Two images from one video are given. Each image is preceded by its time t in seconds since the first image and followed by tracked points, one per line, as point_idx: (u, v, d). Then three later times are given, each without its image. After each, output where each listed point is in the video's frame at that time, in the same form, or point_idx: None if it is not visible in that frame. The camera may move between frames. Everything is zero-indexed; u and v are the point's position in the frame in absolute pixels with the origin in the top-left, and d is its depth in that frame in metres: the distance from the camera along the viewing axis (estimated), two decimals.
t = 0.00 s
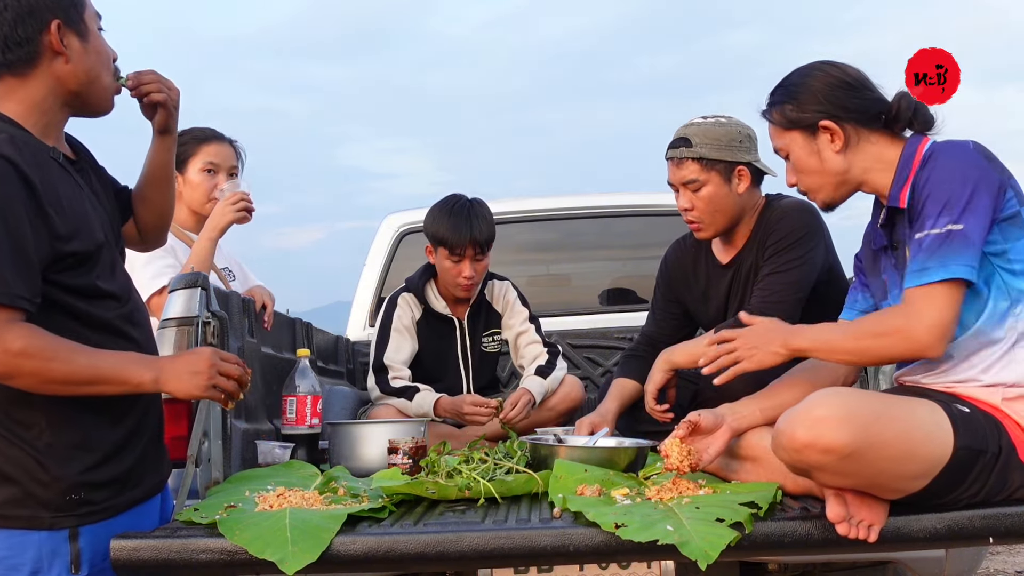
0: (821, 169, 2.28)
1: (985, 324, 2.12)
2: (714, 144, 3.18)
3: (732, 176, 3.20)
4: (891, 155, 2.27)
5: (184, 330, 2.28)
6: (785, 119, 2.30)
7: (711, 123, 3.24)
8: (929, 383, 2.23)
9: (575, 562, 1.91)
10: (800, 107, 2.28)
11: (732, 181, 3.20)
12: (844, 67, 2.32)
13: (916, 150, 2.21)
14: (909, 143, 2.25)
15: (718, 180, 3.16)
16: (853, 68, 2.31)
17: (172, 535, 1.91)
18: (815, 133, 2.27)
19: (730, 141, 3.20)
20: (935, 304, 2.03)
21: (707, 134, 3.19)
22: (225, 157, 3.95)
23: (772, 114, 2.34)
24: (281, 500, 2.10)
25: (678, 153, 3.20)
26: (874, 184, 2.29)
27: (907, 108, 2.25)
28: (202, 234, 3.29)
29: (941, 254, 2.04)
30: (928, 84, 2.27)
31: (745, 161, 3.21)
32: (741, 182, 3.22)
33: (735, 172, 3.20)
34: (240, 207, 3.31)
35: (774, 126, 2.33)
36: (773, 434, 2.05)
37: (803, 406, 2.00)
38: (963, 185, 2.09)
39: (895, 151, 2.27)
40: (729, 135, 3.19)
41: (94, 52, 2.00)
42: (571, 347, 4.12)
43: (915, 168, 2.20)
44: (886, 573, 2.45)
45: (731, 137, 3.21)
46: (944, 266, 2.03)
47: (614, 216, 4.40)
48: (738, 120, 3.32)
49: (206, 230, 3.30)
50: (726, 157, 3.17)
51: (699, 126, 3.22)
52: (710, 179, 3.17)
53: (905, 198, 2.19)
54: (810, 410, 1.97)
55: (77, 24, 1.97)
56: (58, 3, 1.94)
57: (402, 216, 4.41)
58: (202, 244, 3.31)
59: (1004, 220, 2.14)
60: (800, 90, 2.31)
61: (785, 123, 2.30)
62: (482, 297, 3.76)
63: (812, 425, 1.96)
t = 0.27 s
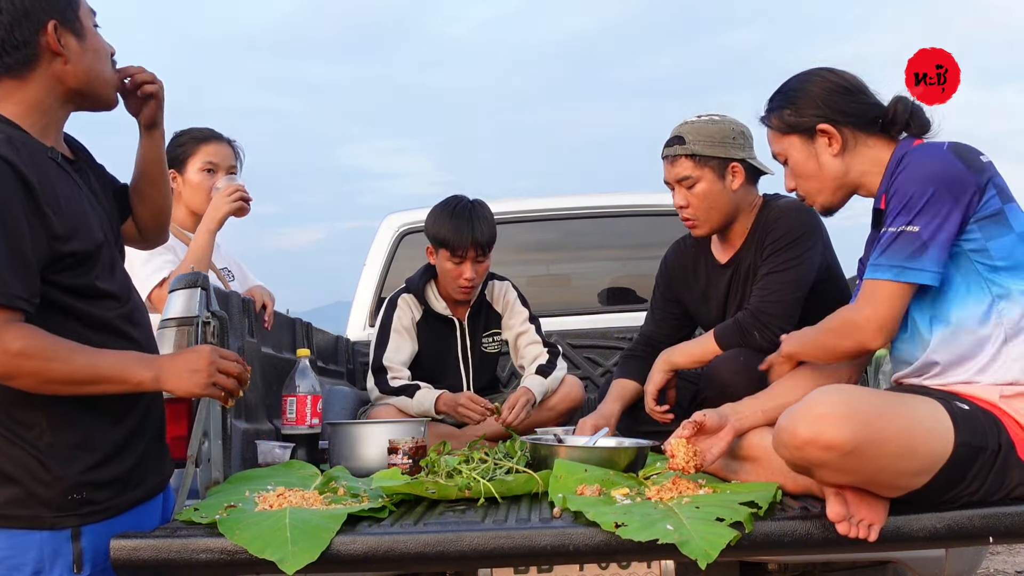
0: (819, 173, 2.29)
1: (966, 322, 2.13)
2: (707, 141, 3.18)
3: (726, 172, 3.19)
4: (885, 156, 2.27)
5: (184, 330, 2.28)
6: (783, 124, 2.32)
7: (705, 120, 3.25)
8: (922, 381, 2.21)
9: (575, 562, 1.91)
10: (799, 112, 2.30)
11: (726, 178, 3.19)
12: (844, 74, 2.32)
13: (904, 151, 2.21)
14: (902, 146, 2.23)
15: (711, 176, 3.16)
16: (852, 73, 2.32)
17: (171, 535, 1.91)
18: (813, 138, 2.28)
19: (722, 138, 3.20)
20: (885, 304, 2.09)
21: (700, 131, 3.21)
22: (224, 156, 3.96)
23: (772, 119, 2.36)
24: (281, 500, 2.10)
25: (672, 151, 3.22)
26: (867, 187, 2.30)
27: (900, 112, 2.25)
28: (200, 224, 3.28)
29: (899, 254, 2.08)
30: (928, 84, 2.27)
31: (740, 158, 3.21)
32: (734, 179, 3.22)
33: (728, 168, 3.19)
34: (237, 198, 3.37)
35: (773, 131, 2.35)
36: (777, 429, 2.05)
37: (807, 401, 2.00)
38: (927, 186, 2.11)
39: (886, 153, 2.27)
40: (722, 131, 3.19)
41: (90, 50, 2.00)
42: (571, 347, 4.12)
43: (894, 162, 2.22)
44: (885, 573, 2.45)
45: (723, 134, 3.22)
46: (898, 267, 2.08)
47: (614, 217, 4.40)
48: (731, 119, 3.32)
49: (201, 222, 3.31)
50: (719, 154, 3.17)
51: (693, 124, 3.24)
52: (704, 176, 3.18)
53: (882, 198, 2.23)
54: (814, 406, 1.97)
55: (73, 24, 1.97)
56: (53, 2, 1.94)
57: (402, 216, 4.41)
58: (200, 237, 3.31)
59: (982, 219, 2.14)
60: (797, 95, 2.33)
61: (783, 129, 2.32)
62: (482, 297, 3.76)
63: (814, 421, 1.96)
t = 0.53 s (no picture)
0: (826, 170, 2.28)
1: (968, 323, 2.13)
2: (702, 142, 3.19)
3: (722, 172, 3.19)
4: (884, 156, 2.28)
5: (184, 330, 2.28)
6: (790, 121, 2.31)
7: (701, 121, 3.25)
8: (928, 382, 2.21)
9: (575, 562, 1.90)
10: (806, 109, 2.29)
11: (722, 177, 3.19)
12: (851, 76, 2.33)
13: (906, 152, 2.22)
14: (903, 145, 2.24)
15: (709, 176, 3.17)
16: (860, 78, 2.33)
17: (171, 535, 1.91)
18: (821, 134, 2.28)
19: (717, 137, 3.21)
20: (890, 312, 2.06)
21: (695, 132, 3.21)
22: (223, 157, 3.94)
23: (777, 116, 2.35)
24: (281, 500, 2.10)
25: (668, 152, 3.23)
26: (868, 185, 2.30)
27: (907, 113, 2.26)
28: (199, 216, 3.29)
29: (912, 256, 2.06)
30: (928, 84, 2.26)
31: (736, 158, 3.20)
32: (731, 178, 3.21)
33: (725, 167, 3.19)
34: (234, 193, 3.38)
35: (781, 127, 2.34)
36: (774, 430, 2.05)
37: (803, 403, 2.00)
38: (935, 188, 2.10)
39: (888, 153, 2.28)
40: (716, 132, 3.20)
41: (83, 49, 1.99)
42: (571, 347, 4.12)
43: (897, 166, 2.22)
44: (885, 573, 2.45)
45: (718, 133, 3.22)
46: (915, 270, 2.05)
47: (614, 216, 4.40)
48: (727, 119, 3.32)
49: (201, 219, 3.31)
50: (715, 154, 3.17)
51: (688, 125, 3.25)
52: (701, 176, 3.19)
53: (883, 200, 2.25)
54: (811, 407, 1.98)
55: (64, 23, 1.96)
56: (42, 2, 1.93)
57: (402, 216, 4.41)
58: (200, 233, 3.32)
59: (983, 219, 2.13)
60: (806, 91, 2.32)
61: (790, 125, 2.31)
62: (481, 299, 3.77)
63: (813, 422, 1.96)
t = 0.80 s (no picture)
0: (827, 164, 2.26)
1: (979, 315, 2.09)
2: (706, 142, 3.19)
3: (727, 174, 3.20)
4: (889, 157, 2.28)
5: (184, 330, 2.28)
6: (792, 117, 2.30)
7: (704, 121, 3.26)
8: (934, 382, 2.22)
9: (575, 562, 1.90)
10: (810, 105, 2.29)
11: (726, 179, 3.19)
12: (851, 78, 2.34)
13: (912, 153, 2.23)
14: (907, 145, 2.26)
15: (713, 177, 3.17)
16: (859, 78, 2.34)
17: (172, 535, 1.91)
18: (823, 128, 2.27)
19: (722, 138, 3.21)
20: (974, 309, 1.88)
21: (698, 133, 3.21)
22: (219, 155, 3.95)
23: (778, 112, 2.33)
24: (281, 500, 2.10)
25: (672, 154, 3.22)
26: (869, 184, 2.30)
27: (903, 112, 2.27)
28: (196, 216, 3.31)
29: (988, 234, 1.94)
30: (928, 84, 2.25)
31: (740, 159, 3.22)
32: (734, 180, 3.22)
33: (729, 169, 3.20)
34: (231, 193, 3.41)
35: (781, 123, 2.32)
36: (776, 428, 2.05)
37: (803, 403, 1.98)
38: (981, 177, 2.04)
39: (889, 152, 2.28)
40: (720, 133, 3.20)
41: (66, 48, 1.97)
42: (571, 347, 4.11)
43: (926, 168, 2.18)
44: (886, 573, 2.45)
45: (723, 135, 3.22)
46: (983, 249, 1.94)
47: (614, 216, 4.40)
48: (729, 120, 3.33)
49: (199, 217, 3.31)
50: (721, 156, 3.18)
51: (690, 126, 3.25)
52: (705, 178, 3.18)
53: (900, 195, 2.23)
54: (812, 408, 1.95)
55: (47, 24, 1.95)
56: (26, 4, 1.94)
57: (402, 216, 4.42)
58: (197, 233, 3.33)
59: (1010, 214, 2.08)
60: (808, 88, 2.32)
61: (792, 121, 2.30)
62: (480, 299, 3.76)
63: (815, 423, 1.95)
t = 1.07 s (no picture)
0: (832, 159, 2.26)
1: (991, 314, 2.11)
2: (712, 142, 3.19)
3: (732, 174, 3.21)
4: (896, 156, 2.27)
5: (184, 330, 2.29)
6: (796, 111, 2.29)
7: (710, 121, 3.25)
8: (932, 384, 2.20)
9: (575, 562, 1.90)
10: (813, 99, 2.28)
11: (732, 180, 3.20)
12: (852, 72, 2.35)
13: (923, 149, 2.22)
14: (916, 142, 2.25)
15: (718, 177, 3.17)
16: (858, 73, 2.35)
17: (172, 535, 1.91)
18: (829, 123, 2.27)
19: (728, 139, 3.21)
20: None
21: (705, 132, 3.20)
22: (219, 155, 3.95)
23: (781, 107, 2.33)
24: (281, 500, 2.10)
25: (677, 152, 3.20)
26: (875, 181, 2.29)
27: (908, 107, 2.25)
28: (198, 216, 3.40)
29: None
30: (928, 84, 2.27)
31: (746, 160, 3.23)
32: (740, 180, 3.23)
33: (735, 169, 3.21)
34: (231, 193, 3.53)
35: (785, 117, 2.31)
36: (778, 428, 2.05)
37: (807, 403, 1.99)
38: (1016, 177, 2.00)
39: (894, 148, 2.28)
40: (727, 133, 3.20)
41: (65, 50, 1.98)
42: (571, 347, 4.11)
43: (953, 169, 2.13)
44: (886, 573, 2.45)
45: (729, 135, 3.23)
46: None
47: (614, 216, 4.40)
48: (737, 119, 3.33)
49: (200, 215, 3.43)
50: (726, 156, 3.18)
51: (698, 125, 3.23)
52: (710, 178, 3.18)
53: (914, 193, 2.20)
54: (815, 406, 1.97)
55: (47, 26, 1.97)
56: (28, 6, 1.96)
57: (402, 216, 4.42)
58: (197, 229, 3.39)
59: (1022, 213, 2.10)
60: (811, 82, 2.32)
61: (796, 115, 2.29)
62: (480, 298, 3.76)
63: (816, 422, 1.95)
